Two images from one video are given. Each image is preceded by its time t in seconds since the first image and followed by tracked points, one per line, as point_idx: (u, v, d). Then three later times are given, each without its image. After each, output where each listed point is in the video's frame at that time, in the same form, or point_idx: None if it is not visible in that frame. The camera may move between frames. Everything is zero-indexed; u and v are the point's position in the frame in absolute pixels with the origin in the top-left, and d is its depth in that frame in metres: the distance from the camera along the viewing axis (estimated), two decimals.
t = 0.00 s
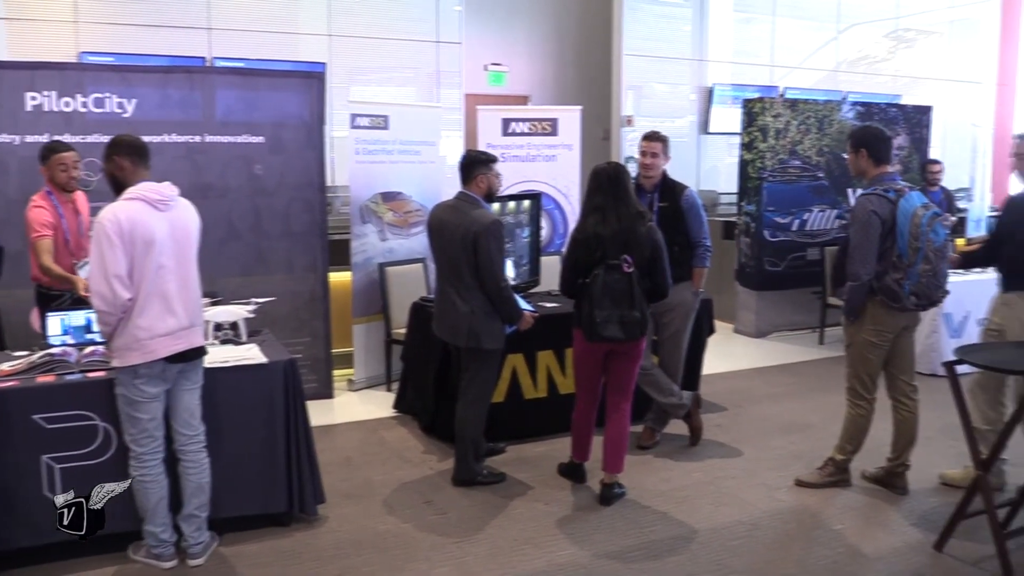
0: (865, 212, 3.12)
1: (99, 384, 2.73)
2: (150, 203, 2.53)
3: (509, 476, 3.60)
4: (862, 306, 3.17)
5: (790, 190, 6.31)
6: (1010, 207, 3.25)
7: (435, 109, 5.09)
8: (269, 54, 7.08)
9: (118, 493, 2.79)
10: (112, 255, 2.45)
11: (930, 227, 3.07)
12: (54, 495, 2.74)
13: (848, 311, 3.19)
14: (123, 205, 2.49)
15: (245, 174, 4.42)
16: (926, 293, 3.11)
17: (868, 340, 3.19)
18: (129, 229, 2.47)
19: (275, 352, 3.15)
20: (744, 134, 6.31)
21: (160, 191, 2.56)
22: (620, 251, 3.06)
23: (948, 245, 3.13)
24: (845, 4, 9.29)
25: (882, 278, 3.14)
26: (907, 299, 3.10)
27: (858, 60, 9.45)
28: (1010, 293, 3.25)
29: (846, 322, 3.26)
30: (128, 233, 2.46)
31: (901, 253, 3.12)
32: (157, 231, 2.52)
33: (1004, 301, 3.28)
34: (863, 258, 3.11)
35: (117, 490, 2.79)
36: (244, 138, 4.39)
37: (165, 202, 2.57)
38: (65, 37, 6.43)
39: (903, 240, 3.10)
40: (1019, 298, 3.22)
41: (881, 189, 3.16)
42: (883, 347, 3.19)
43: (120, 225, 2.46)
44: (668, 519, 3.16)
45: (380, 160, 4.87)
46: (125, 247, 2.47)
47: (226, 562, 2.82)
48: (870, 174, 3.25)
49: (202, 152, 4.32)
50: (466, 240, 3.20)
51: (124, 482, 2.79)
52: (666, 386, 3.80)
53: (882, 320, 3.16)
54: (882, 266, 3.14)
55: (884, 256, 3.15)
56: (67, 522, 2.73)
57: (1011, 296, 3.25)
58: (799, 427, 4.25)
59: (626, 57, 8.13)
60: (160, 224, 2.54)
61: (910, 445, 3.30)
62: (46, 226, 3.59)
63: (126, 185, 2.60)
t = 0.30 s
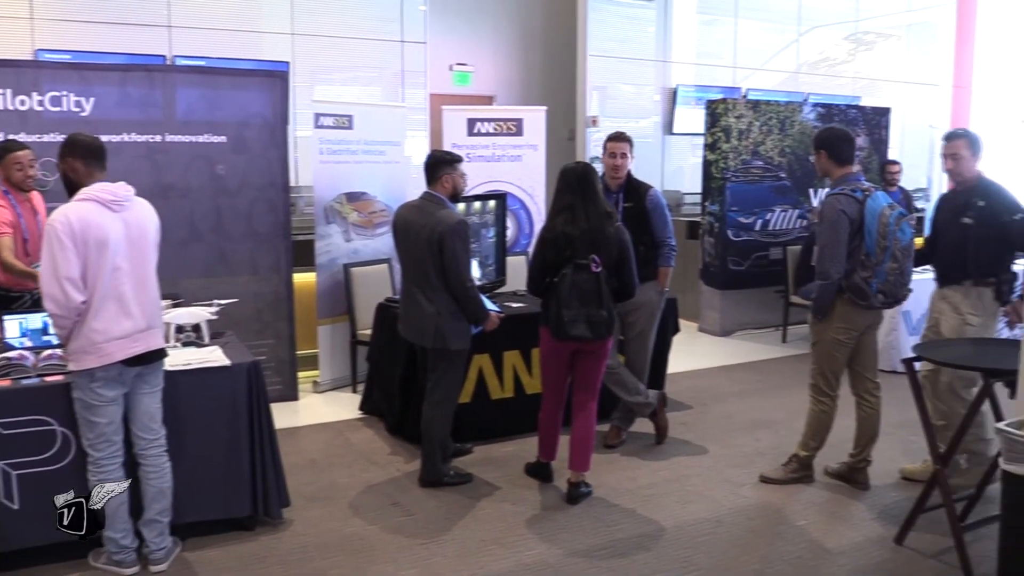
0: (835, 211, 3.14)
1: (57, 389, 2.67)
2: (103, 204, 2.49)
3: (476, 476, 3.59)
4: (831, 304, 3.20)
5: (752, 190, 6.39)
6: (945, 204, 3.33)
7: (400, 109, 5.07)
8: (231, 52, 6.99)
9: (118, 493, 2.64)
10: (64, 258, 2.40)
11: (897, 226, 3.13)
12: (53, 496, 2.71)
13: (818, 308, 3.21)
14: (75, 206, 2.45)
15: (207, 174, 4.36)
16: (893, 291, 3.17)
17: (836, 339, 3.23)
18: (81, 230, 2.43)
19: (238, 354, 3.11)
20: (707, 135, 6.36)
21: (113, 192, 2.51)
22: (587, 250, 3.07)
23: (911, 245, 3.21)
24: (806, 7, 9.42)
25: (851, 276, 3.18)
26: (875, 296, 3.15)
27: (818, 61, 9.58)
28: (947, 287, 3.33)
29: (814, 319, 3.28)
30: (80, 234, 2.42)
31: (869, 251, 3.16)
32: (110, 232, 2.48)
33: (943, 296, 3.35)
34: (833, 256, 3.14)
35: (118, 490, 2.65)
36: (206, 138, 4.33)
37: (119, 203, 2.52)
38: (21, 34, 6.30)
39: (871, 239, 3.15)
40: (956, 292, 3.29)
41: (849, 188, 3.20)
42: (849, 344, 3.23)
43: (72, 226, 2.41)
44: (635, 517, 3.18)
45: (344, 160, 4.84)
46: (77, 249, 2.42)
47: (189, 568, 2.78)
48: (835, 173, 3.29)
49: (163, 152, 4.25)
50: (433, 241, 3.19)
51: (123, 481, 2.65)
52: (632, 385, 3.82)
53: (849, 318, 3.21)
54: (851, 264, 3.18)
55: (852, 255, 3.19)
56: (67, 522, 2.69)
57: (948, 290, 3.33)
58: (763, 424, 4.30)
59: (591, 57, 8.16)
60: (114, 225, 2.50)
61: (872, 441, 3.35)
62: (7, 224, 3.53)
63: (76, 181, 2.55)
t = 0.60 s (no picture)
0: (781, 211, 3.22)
1: (22, 392, 2.63)
2: (68, 204, 2.45)
3: (450, 476, 3.59)
4: (782, 303, 3.26)
5: (724, 190, 6.45)
6: (900, 203, 3.39)
7: (372, 108, 5.05)
8: (200, 51, 6.92)
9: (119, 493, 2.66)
10: (24, 259, 2.37)
11: (843, 226, 3.17)
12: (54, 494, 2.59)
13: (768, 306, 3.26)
14: (38, 207, 2.41)
15: (176, 174, 4.31)
16: (842, 290, 3.19)
17: (787, 334, 3.27)
18: (44, 230, 2.39)
19: (209, 356, 3.08)
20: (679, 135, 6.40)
21: (78, 192, 2.48)
22: (559, 249, 3.07)
23: (861, 245, 3.23)
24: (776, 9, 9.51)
25: (801, 276, 3.22)
26: (823, 295, 3.18)
27: (788, 63, 9.69)
28: (905, 286, 3.38)
29: (768, 317, 3.31)
30: (41, 235, 2.39)
31: (818, 251, 3.19)
32: (73, 233, 2.44)
33: (903, 296, 3.39)
34: (780, 256, 3.22)
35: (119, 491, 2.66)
36: (175, 137, 4.28)
37: (83, 204, 2.49)
38: None
39: (819, 238, 3.18)
40: (915, 292, 3.33)
41: (798, 189, 3.25)
42: (800, 340, 3.27)
43: (34, 227, 2.38)
44: (609, 515, 3.19)
45: (316, 159, 4.81)
46: (39, 250, 2.39)
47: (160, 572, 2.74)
48: (794, 173, 3.32)
49: (132, 151, 4.19)
50: (404, 241, 3.18)
51: (125, 481, 2.66)
52: (606, 384, 3.84)
53: (801, 316, 3.24)
54: (801, 264, 3.22)
55: (801, 255, 3.23)
56: (67, 522, 2.60)
57: (907, 289, 3.37)
58: (734, 422, 4.34)
59: (563, 58, 8.17)
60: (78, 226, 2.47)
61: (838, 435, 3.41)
62: None
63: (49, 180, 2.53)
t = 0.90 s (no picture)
0: (703, 210, 3.34)
1: None
2: (43, 205, 2.43)
3: (427, 477, 3.58)
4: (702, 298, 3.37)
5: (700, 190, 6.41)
6: (864, 209, 3.44)
7: (348, 108, 5.03)
8: (174, 50, 6.85)
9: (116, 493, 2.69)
10: None
11: (750, 226, 3.18)
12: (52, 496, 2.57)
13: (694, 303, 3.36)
14: (12, 207, 2.39)
15: (149, 174, 4.27)
16: (750, 290, 3.21)
17: (710, 329, 3.38)
18: (17, 231, 2.37)
19: (183, 357, 3.05)
20: (655, 136, 6.50)
21: (54, 193, 2.45)
22: (536, 249, 3.08)
23: (773, 247, 3.22)
24: (750, 10, 9.58)
25: (717, 273, 3.30)
26: (733, 294, 3.24)
27: (763, 64, 9.76)
28: (871, 288, 3.40)
29: (703, 314, 3.40)
30: (14, 235, 2.36)
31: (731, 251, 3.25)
32: (47, 234, 2.41)
33: (870, 298, 3.40)
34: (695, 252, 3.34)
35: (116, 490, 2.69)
36: (148, 137, 4.24)
37: (59, 205, 2.46)
38: None
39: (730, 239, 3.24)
40: (882, 292, 3.35)
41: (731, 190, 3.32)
42: (728, 336, 3.36)
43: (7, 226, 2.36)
44: (587, 514, 3.20)
45: (291, 159, 4.78)
46: (11, 251, 2.37)
47: None
48: (737, 175, 3.38)
49: (104, 151, 4.14)
50: (380, 242, 3.17)
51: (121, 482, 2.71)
52: (583, 384, 3.85)
53: (721, 314, 3.33)
54: (720, 262, 3.30)
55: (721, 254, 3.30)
56: (66, 522, 2.59)
57: (872, 291, 3.40)
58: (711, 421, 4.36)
59: (540, 58, 8.18)
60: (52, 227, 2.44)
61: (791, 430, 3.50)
62: None
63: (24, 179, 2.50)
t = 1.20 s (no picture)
0: (658, 207, 3.54)
1: None
2: (21, 207, 2.40)
3: (406, 479, 3.57)
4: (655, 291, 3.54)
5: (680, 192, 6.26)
6: (814, 218, 3.31)
7: (325, 109, 5.00)
8: (149, 50, 6.79)
9: (117, 493, 2.83)
10: None
11: (693, 221, 3.37)
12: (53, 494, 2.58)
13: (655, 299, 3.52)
14: None
15: (124, 175, 4.22)
16: (693, 283, 3.36)
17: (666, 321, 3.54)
18: None
19: (158, 361, 3.02)
20: (633, 137, 6.57)
21: (33, 194, 2.43)
22: (517, 250, 3.08)
23: (713, 241, 3.36)
24: (727, 12, 9.65)
25: (666, 267, 3.47)
26: (678, 286, 3.40)
27: (739, 65, 9.82)
28: (828, 297, 3.28)
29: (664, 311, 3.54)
30: None
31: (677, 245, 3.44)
32: (24, 236, 2.39)
33: (825, 307, 3.29)
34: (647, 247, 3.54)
35: (116, 491, 2.83)
36: (123, 137, 4.19)
37: (38, 206, 2.43)
38: None
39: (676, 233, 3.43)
40: (838, 300, 3.25)
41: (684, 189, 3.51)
42: (691, 332, 3.48)
43: None
44: (567, 515, 3.21)
45: (267, 160, 4.75)
46: None
47: None
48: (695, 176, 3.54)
49: (78, 151, 4.09)
50: (359, 243, 3.16)
51: (124, 482, 2.84)
52: (561, 384, 3.86)
53: (673, 307, 3.47)
54: (669, 256, 3.48)
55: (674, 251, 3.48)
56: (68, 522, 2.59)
57: (828, 301, 3.28)
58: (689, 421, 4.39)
59: (518, 59, 8.19)
60: (30, 229, 2.41)
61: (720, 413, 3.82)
62: None
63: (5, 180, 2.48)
